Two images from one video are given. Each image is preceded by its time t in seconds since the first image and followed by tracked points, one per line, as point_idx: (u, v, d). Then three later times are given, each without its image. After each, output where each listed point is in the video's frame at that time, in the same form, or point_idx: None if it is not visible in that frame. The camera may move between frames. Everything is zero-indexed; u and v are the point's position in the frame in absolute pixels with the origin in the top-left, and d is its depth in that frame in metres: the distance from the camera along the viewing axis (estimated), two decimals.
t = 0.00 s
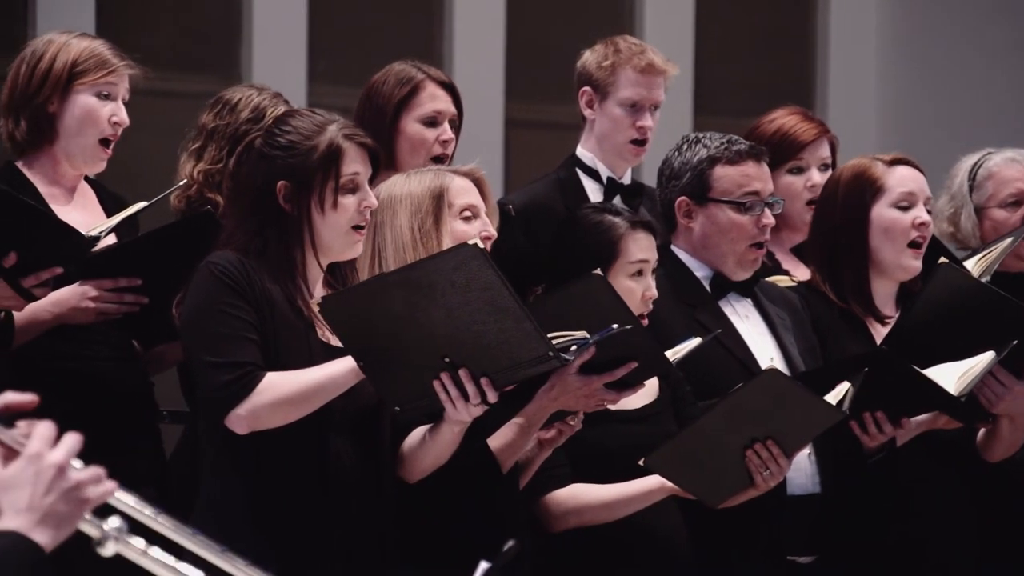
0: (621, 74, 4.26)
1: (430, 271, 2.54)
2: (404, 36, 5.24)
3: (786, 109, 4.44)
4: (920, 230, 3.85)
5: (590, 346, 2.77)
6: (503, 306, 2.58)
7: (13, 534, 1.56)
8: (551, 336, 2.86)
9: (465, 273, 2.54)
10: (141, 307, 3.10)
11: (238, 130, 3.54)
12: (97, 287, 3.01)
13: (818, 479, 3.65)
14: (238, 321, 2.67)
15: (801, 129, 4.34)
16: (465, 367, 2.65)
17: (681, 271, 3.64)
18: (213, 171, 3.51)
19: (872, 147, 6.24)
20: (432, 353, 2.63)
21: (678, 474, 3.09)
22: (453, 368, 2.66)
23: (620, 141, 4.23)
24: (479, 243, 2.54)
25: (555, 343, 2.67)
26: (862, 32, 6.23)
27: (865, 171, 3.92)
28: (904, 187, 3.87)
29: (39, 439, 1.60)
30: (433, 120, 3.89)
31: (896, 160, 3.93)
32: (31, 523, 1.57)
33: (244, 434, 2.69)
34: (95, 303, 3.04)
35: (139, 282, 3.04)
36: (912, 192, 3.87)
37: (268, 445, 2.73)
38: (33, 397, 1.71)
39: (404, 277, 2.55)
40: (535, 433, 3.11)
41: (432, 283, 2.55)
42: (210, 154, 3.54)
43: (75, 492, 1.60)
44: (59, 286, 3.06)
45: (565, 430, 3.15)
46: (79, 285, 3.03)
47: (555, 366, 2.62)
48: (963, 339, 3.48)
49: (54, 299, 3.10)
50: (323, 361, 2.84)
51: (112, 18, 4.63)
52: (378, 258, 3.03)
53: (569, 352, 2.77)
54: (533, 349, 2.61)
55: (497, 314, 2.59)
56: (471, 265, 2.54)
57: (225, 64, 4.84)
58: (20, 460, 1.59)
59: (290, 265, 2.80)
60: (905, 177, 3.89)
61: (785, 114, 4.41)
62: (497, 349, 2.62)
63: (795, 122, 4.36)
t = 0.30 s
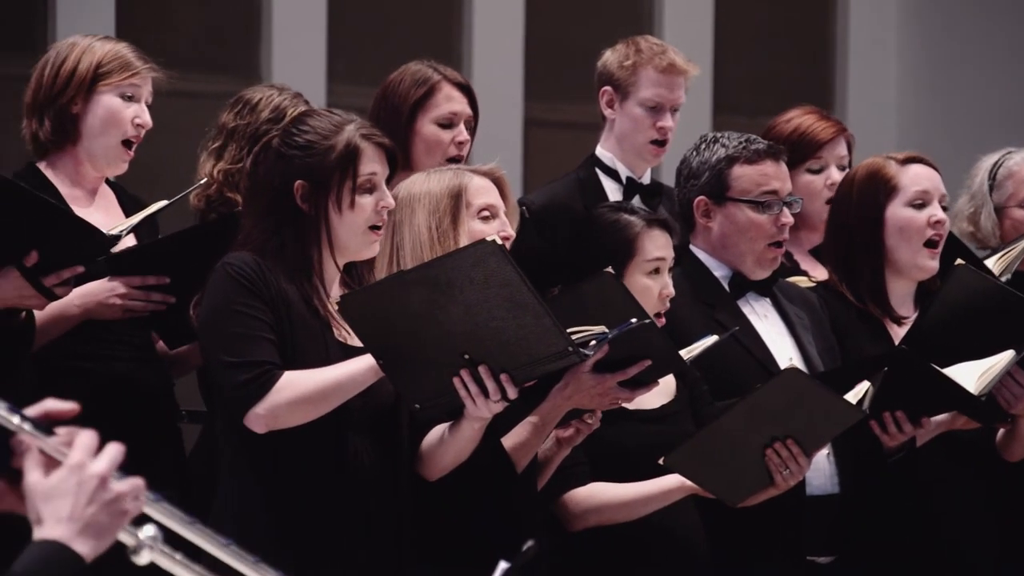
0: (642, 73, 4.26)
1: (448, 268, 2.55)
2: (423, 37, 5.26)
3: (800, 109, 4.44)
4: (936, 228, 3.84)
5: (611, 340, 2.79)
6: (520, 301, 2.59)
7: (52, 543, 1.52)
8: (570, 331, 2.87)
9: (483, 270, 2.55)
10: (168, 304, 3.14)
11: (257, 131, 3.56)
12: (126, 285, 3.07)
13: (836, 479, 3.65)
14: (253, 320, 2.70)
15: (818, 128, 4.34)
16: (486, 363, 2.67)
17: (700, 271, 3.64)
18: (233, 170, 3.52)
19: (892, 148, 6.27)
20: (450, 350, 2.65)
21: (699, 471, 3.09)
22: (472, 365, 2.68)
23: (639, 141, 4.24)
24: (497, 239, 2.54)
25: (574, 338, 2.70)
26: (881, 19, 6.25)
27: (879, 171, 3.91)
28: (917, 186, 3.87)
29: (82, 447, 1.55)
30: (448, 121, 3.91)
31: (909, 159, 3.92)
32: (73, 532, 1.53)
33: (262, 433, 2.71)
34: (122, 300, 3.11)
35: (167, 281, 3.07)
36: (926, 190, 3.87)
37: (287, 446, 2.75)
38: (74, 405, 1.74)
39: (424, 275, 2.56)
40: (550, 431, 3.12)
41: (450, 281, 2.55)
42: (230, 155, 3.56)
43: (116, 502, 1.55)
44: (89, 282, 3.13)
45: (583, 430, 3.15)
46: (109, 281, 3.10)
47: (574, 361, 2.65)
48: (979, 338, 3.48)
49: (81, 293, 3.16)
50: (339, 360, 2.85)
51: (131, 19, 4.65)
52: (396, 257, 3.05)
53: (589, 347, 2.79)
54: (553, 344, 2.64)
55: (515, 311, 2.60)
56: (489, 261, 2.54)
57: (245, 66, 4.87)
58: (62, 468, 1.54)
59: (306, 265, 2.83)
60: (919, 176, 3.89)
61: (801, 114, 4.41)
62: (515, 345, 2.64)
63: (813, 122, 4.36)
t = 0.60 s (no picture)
0: (657, 73, 4.26)
1: (461, 267, 2.56)
2: (440, 37, 5.28)
3: (813, 110, 4.43)
4: (950, 227, 3.83)
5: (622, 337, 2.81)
6: (533, 299, 2.60)
7: (56, 544, 1.54)
8: (582, 328, 2.88)
9: (496, 267, 2.57)
10: (187, 300, 3.15)
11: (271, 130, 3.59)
12: (145, 279, 3.08)
13: (852, 478, 3.62)
14: (263, 320, 2.71)
15: (837, 128, 4.33)
16: (497, 361, 2.68)
17: (714, 272, 3.64)
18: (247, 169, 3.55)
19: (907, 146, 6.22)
20: (464, 348, 2.66)
21: (711, 470, 3.08)
22: (485, 363, 2.69)
23: (654, 140, 4.24)
24: (510, 238, 2.56)
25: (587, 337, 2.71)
26: (899, 9, 6.21)
27: (891, 171, 3.91)
28: (930, 186, 3.87)
29: (88, 449, 1.57)
30: (461, 122, 3.92)
31: (921, 159, 3.92)
32: (77, 533, 1.55)
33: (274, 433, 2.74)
34: (142, 294, 3.11)
35: (186, 276, 3.08)
36: (939, 190, 3.87)
37: (299, 445, 2.78)
38: (80, 407, 1.76)
39: (437, 273, 2.57)
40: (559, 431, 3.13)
41: (463, 278, 2.57)
42: (244, 155, 3.59)
43: (118, 501, 1.57)
44: (108, 276, 3.14)
45: (598, 429, 3.15)
46: (128, 275, 3.10)
47: (587, 358, 2.66)
48: (993, 339, 3.48)
49: (102, 287, 3.17)
50: (351, 359, 2.87)
51: (147, 22, 4.69)
52: (412, 256, 3.06)
53: (601, 343, 2.82)
54: (566, 342, 2.65)
55: (528, 308, 2.61)
56: (501, 259, 2.56)
57: (261, 65, 4.90)
58: (68, 470, 1.56)
59: (316, 263, 2.85)
60: (932, 176, 3.89)
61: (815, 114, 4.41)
62: (529, 343, 2.65)
63: (830, 121, 4.35)
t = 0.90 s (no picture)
0: (671, 73, 4.26)
1: (474, 265, 2.57)
2: (454, 37, 5.29)
3: (828, 109, 4.43)
4: (965, 231, 3.85)
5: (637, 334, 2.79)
6: (547, 296, 2.61)
7: (37, 541, 1.59)
8: (597, 323, 2.87)
9: (512, 266, 2.57)
10: (200, 295, 3.16)
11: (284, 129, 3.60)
12: (158, 274, 3.10)
13: (867, 478, 3.62)
14: (275, 319, 2.73)
15: (853, 126, 4.32)
16: (513, 358, 2.68)
17: (729, 271, 3.63)
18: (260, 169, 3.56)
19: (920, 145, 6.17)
20: (479, 345, 2.66)
21: (725, 466, 3.08)
22: (500, 360, 2.69)
23: (669, 140, 4.24)
24: (524, 236, 2.57)
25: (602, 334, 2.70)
26: None
27: (905, 173, 3.90)
28: (945, 191, 3.87)
29: (70, 446, 1.63)
30: (473, 123, 3.93)
31: (936, 161, 3.92)
32: (58, 530, 1.61)
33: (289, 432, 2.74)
34: (155, 290, 3.12)
35: (200, 272, 3.10)
36: (955, 195, 3.88)
37: (313, 443, 2.79)
38: (69, 402, 1.78)
39: (451, 271, 2.58)
40: (573, 428, 3.13)
41: (477, 276, 2.58)
42: (257, 154, 3.60)
43: (101, 498, 1.63)
44: (121, 273, 3.17)
45: (614, 428, 3.15)
46: (142, 272, 3.12)
47: (602, 355, 2.66)
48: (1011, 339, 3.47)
49: (117, 284, 3.19)
50: (364, 357, 2.88)
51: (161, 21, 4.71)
52: (427, 255, 3.05)
53: (616, 339, 2.79)
54: (579, 339, 2.65)
55: (542, 305, 2.62)
56: (516, 256, 2.57)
57: (276, 65, 4.91)
58: (50, 467, 1.62)
59: (327, 260, 2.86)
60: (947, 179, 3.89)
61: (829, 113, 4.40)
62: (543, 341, 2.66)
63: (846, 120, 4.34)
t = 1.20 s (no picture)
0: (682, 73, 4.26)
1: (488, 262, 2.58)
2: (466, 37, 5.30)
3: (840, 108, 4.42)
4: (974, 234, 3.84)
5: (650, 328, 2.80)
6: (563, 291, 2.61)
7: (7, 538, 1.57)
8: (611, 318, 2.88)
9: (529, 262, 2.58)
10: (210, 294, 3.19)
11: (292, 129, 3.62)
12: (166, 273, 3.13)
13: (878, 478, 3.62)
14: (287, 319, 2.73)
15: (865, 125, 4.32)
16: (527, 355, 2.69)
17: (739, 271, 3.63)
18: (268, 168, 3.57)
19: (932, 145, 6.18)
20: (493, 343, 2.67)
21: (732, 464, 3.07)
22: (515, 358, 2.69)
23: (680, 140, 4.24)
24: (543, 234, 2.58)
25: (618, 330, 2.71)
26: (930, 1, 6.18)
27: (914, 174, 3.90)
28: (954, 193, 3.86)
29: (46, 444, 1.61)
30: (483, 123, 3.94)
31: (945, 163, 3.91)
32: (30, 528, 1.58)
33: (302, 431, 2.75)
34: (165, 289, 3.15)
35: (208, 272, 3.14)
36: (964, 198, 3.86)
37: (325, 443, 2.80)
38: (50, 402, 1.79)
39: (465, 269, 2.59)
40: (582, 428, 3.12)
41: (493, 274, 2.59)
42: (266, 154, 3.61)
43: (75, 496, 1.60)
44: (129, 273, 3.18)
45: (624, 427, 3.13)
46: (150, 271, 3.15)
47: (618, 350, 2.65)
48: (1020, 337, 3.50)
49: (127, 284, 3.21)
50: (376, 356, 2.89)
51: (168, 21, 4.71)
52: (440, 253, 3.06)
53: (630, 334, 2.78)
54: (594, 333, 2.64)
55: (559, 301, 2.62)
56: (532, 253, 2.58)
57: (287, 65, 4.93)
58: (24, 466, 1.60)
59: (336, 257, 2.87)
60: (957, 181, 3.88)
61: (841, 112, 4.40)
62: (557, 337, 2.66)
63: (858, 119, 4.34)
